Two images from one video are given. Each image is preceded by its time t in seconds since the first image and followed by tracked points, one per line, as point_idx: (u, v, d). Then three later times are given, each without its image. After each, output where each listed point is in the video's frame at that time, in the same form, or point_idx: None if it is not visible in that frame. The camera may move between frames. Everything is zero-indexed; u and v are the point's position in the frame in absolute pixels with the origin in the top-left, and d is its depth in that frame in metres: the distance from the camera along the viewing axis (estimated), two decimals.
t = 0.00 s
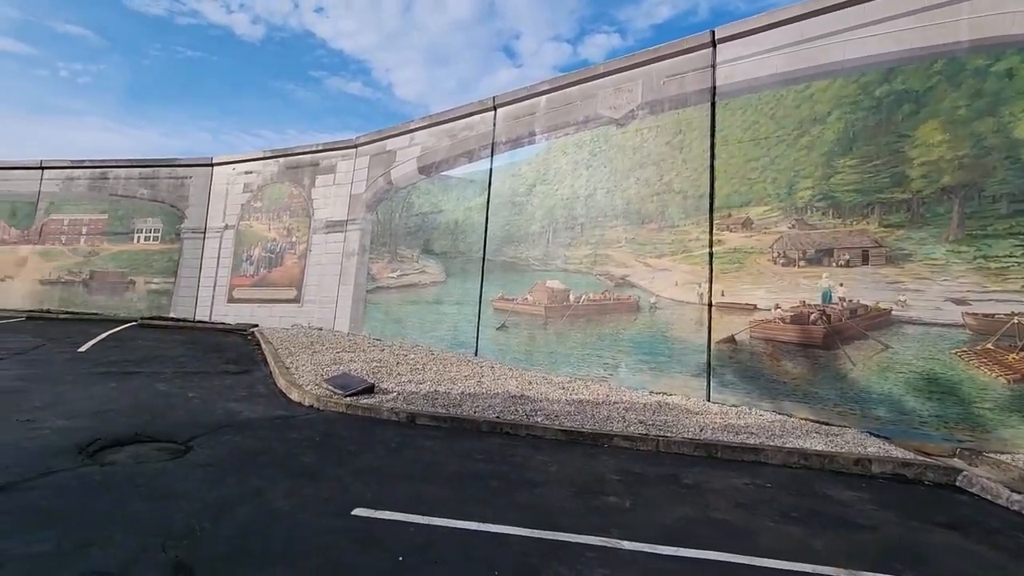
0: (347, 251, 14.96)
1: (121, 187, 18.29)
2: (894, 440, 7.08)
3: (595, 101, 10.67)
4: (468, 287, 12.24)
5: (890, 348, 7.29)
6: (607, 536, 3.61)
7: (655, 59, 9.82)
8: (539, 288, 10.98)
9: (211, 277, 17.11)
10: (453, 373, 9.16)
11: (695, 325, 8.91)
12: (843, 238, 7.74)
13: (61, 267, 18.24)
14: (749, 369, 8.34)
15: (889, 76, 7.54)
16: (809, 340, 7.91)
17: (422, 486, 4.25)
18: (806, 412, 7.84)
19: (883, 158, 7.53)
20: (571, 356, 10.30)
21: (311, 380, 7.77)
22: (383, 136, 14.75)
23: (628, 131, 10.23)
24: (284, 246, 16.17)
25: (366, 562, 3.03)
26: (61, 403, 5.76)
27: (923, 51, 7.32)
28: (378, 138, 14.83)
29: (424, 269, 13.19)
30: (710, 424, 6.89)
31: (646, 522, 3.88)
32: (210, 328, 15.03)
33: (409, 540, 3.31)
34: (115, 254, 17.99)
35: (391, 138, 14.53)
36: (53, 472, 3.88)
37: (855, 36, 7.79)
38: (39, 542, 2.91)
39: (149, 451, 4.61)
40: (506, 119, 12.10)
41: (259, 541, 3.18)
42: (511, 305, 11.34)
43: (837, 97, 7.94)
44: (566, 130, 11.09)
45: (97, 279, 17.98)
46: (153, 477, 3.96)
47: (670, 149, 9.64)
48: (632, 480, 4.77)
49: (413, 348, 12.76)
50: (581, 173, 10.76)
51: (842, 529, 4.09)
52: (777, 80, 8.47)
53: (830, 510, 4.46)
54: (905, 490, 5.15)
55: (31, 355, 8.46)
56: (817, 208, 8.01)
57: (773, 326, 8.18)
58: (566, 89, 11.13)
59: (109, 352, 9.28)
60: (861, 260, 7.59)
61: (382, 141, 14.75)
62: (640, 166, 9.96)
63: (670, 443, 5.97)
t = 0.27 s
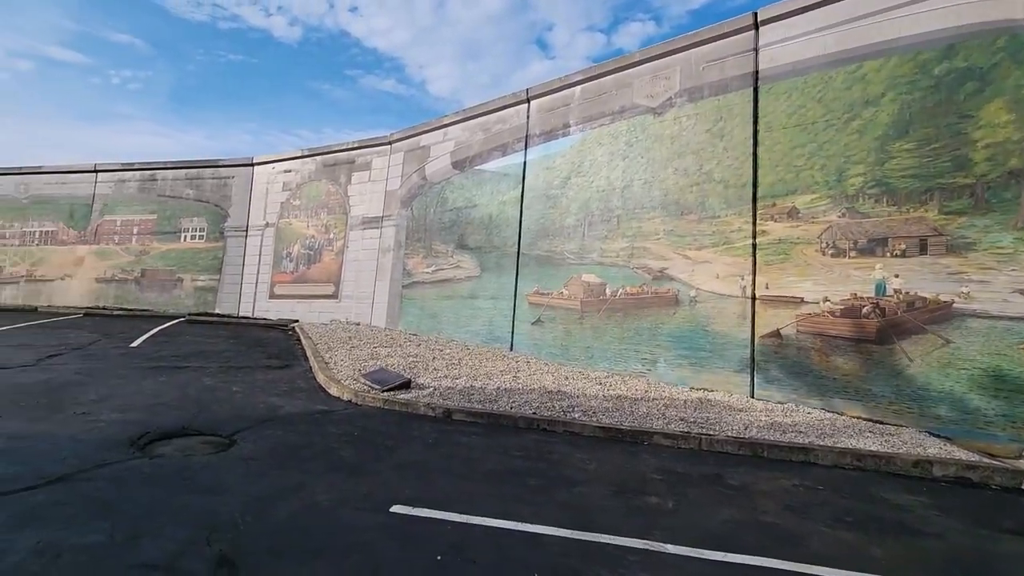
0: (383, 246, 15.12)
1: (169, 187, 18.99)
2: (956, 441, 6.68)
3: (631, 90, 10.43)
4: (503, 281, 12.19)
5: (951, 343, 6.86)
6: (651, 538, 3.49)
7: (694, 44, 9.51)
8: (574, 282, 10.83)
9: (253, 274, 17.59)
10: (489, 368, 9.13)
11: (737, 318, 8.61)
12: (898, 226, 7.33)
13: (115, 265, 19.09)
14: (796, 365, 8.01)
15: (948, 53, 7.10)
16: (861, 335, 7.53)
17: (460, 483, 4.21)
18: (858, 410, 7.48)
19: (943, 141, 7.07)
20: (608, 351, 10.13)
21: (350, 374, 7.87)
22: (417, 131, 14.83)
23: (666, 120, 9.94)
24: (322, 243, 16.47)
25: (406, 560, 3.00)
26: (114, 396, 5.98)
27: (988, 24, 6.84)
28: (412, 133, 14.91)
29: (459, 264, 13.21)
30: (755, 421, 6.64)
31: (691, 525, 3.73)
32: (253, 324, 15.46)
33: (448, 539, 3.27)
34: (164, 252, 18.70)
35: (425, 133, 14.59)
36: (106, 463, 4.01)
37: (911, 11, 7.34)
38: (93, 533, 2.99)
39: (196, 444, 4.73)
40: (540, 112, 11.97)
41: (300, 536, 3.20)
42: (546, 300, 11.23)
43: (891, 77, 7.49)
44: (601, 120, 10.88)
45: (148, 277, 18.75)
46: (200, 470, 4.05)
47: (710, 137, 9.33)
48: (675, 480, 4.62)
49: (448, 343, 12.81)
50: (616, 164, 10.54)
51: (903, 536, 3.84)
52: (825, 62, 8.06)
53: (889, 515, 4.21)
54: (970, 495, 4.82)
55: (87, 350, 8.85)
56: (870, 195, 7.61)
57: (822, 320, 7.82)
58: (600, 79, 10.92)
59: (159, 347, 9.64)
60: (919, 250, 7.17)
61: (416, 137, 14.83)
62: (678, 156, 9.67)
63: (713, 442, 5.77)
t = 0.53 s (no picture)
0: (409, 244, 15.20)
1: (200, 189, 19.43)
2: (1006, 442, 6.35)
3: (658, 82, 10.23)
4: (528, 278, 12.12)
5: (1001, 339, 6.53)
6: (686, 542, 3.38)
7: (724, 33, 9.28)
8: (601, 278, 10.69)
9: (282, 272, 17.89)
10: (515, 365, 9.08)
11: (770, 314, 8.37)
12: (942, 218, 7.01)
13: (150, 265, 19.64)
14: (833, 362, 7.74)
15: (996, 34, 6.75)
16: (902, 331, 7.23)
17: (489, 482, 4.16)
18: (900, 409, 7.19)
19: (991, 127, 6.73)
20: (635, 348, 9.97)
21: (377, 372, 7.91)
22: (441, 129, 14.85)
23: (694, 111, 9.71)
24: (348, 241, 16.64)
25: (436, 561, 2.95)
26: (150, 393, 6.11)
27: None
28: (436, 131, 14.94)
29: (484, 261, 13.18)
30: (791, 421, 6.43)
31: (728, 529, 3.61)
32: (282, 322, 15.72)
33: (479, 540, 3.22)
34: (197, 253, 19.15)
35: (449, 131, 14.61)
36: (142, 460, 4.07)
37: None
38: (129, 530, 3.03)
39: (228, 441, 4.78)
40: (565, 106, 11.85)
41: (330, 534, 3.18)
42: (573, 296, 11.12)
43: (934, 61, 7.17)
44: (627, 113, 10.71)
45: (181, 277, 19.24)
46: (232, 468, 4.08)
47: (740, 128, 9.08)
48: (709, 482, 4.49)
49: (474, 340, 12.81)
50: (643, 158, 10.35)
51: (955, 543, 3.65)
52: (863, 47, 7.78)
53: (939, 521, 4.00)
54: None
55: (124, 348, 9.09)
56: (911, 185, 7.30)
57: (861, 315, 7.54)
58: (626, 71, 10.75)
59: (193, 345, 9.86)
60: (965, 242, 6.84)
61: (440, 135, 14.86)
62: (707, 148, 9.44)
63: (747, 441, 5.61)
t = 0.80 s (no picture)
0: (433, 239, 15.23)
1: (228, 187, 19.77)
2: None
3: (686, 69, 10.01)
4: (553, 272, 12.02)
5: None
6: (729, 542, 3.27)
7: (755, 17, 9.04)
8: (628, 271, 10.54)
9: (308, 269, 18.11)
10: (543, 360, 9.01)
11: (805, 307, 8.14)
12: (991, 204, 6.70)
13: (181, 263, 20.08)
14: (873, 356, 7.48)
15: None
16: (948, 323, 6.94)
17: (523, 479, 4.10)
18: (945, 404, 6.91)
19: None
20: (664, 341, 9.81)
21: (406, 367, 7.93)
22: (464, 123, 14.82)
23: (724, 99, 9.47)
24: (373, 237, 16.75)
25: (473, 559, 2.91)
26: (185, 388, 6.22)
27: None
28: (459, 125, 14.92)
29: (508, 255, 13.13)
30: (830, 416, 6.23)
31: (771, 528, 3.49)
32: (309, 318, 15.92)
33: (516, 538, 3.17)
34: (226, 250, 19.51)
35: (472, 125, 14.56)
36: (180, 454, 4.13)
37: None
38: (170, 523, 3.05)
39: (262, 436, 4.83)
40: (590, 97, 11.68)
41: (367, 530, 3.16)
42: (599, 290, 10.99)
43: (980, 40, 6.85)
44: (653, 103, 10.51)
45: (211, 274, 19.63)
46: (267, 463, 4.10)
47: (772, 115, 8.82)
48: (748, 479, 4.36)
49: (499, 334, 12.78)
50: (671, 148, 10.14)
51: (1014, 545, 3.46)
52: (903, 28, 7.48)
53: (995, 522, 3.81)
54: None
55: (159, 344, 9.29)
56: (956, 171, 6.99)
57: (903, 307, 7.27)
58: (653, 60, 10.56)
59: (224, 341, 10.03)
60: (1016, 230, 6.52)
61: (463, 129, 14.82)
62: (738, 136, 9.20)
63: (785, 438, 5.45)
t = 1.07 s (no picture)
0: (453, 236, 15.22)
1: (250, 187, 19.99)
2: None
3: (711, 59, 9.80)
4: (575, 267, 11.90)
5: None
6: (775, 545, 3.17)
7: (782, 3, 8.80)
8: (652, 265, 10.38)
9: (329, 267, 18.24)
10: (567, 356, 8.93)
11: (838, 300, 7.92)
12: None
13: (206, 262, 20.37)
14: (911, 351, 7.25)
15: None
16: (992, 316, 6.68)
17: (557, 478, 4.03)
18: (989, 401, 6.65)
19: None
20: (690, 337, 9.65)
21: (431, 364, 7.91)
22: (483, 119, 14.75)
23: (751, 88, 9.24)
24: (393, 234, 16.80)
25: (514, 562, 2.85)
26: (215, 387, 6.26)
27: None
28: (478, 121, 14.86)
29: (529, 250, 13.05)
30: (869, 414, 6.04)
31: (818, 531, 3.36)
32: (332, 315, 16.04)
33: (555, 540, 3.10)
34: (248, 249, 19.74)
35: (492, 120, 14.49)
36: (214, 453, 4.14)
37: None
38: (208, 524, 3.04)
39: (293, 434, 4.83)
40: (611, 90, 11.53)
41: (404, 531, 3.12)
42: (622, 285, 10.86)
43: None
44: (677, 94, 10.32)
45: (235, 272, 19.89)
46: (300, 461, 4.09)
47: (802, 103, 8.57)
48: (789, 479, 4.23)
49: (521, 330, 12.72)
50: (696, 139, 9.94)
51: None
52: (941, 10, 7.22)
53: None
54: None
55: (187, 342, 9.41)
56: (998, 158, 6.72)
57: (942, 300, 7.03)
58: (676, 50, 10.37)
59: (251, 339, 10.12)
60: None
61: (483, 125, 14.77)
62: (766, 126, 8.97)
63: (824, 436, 5.29)
